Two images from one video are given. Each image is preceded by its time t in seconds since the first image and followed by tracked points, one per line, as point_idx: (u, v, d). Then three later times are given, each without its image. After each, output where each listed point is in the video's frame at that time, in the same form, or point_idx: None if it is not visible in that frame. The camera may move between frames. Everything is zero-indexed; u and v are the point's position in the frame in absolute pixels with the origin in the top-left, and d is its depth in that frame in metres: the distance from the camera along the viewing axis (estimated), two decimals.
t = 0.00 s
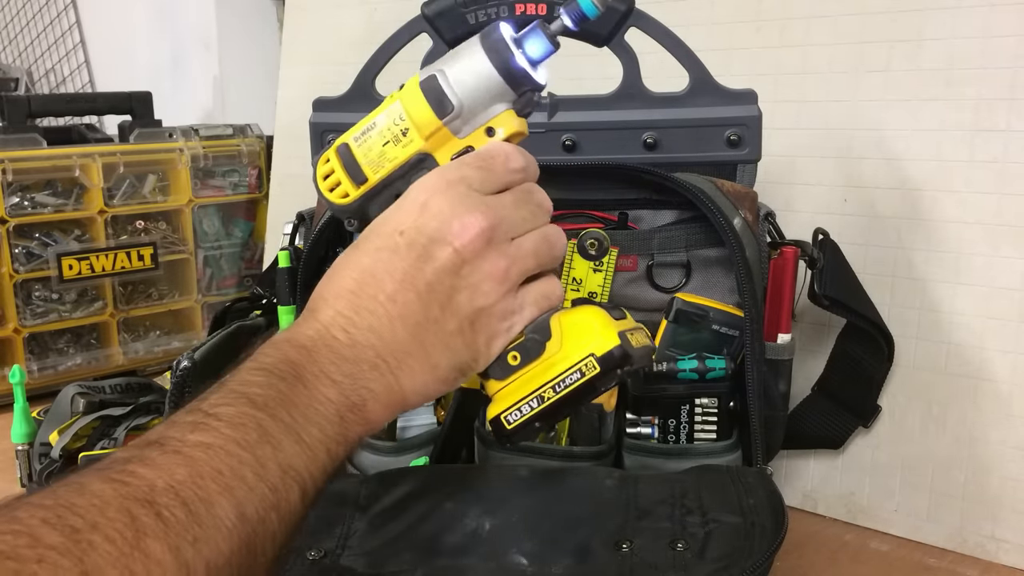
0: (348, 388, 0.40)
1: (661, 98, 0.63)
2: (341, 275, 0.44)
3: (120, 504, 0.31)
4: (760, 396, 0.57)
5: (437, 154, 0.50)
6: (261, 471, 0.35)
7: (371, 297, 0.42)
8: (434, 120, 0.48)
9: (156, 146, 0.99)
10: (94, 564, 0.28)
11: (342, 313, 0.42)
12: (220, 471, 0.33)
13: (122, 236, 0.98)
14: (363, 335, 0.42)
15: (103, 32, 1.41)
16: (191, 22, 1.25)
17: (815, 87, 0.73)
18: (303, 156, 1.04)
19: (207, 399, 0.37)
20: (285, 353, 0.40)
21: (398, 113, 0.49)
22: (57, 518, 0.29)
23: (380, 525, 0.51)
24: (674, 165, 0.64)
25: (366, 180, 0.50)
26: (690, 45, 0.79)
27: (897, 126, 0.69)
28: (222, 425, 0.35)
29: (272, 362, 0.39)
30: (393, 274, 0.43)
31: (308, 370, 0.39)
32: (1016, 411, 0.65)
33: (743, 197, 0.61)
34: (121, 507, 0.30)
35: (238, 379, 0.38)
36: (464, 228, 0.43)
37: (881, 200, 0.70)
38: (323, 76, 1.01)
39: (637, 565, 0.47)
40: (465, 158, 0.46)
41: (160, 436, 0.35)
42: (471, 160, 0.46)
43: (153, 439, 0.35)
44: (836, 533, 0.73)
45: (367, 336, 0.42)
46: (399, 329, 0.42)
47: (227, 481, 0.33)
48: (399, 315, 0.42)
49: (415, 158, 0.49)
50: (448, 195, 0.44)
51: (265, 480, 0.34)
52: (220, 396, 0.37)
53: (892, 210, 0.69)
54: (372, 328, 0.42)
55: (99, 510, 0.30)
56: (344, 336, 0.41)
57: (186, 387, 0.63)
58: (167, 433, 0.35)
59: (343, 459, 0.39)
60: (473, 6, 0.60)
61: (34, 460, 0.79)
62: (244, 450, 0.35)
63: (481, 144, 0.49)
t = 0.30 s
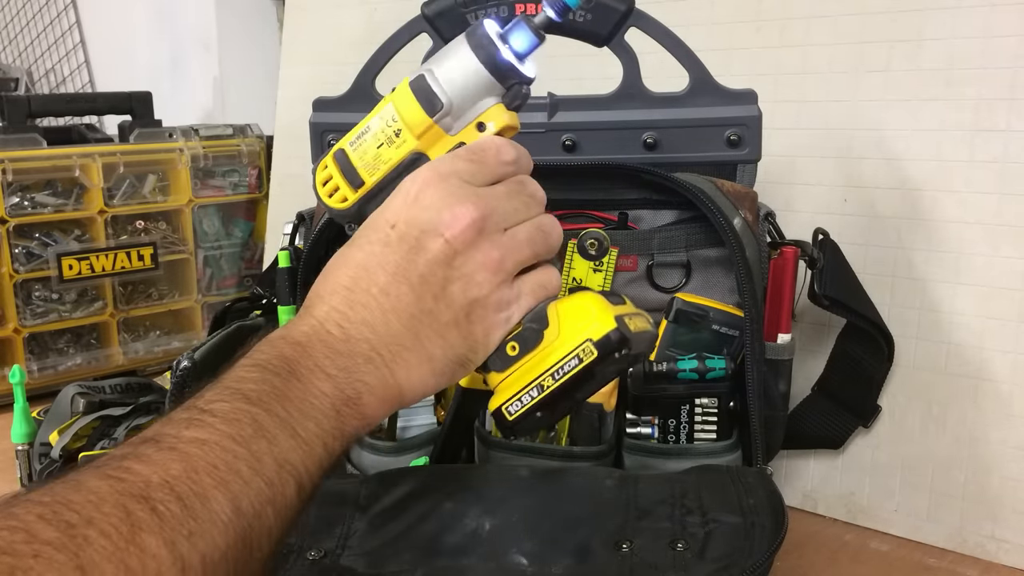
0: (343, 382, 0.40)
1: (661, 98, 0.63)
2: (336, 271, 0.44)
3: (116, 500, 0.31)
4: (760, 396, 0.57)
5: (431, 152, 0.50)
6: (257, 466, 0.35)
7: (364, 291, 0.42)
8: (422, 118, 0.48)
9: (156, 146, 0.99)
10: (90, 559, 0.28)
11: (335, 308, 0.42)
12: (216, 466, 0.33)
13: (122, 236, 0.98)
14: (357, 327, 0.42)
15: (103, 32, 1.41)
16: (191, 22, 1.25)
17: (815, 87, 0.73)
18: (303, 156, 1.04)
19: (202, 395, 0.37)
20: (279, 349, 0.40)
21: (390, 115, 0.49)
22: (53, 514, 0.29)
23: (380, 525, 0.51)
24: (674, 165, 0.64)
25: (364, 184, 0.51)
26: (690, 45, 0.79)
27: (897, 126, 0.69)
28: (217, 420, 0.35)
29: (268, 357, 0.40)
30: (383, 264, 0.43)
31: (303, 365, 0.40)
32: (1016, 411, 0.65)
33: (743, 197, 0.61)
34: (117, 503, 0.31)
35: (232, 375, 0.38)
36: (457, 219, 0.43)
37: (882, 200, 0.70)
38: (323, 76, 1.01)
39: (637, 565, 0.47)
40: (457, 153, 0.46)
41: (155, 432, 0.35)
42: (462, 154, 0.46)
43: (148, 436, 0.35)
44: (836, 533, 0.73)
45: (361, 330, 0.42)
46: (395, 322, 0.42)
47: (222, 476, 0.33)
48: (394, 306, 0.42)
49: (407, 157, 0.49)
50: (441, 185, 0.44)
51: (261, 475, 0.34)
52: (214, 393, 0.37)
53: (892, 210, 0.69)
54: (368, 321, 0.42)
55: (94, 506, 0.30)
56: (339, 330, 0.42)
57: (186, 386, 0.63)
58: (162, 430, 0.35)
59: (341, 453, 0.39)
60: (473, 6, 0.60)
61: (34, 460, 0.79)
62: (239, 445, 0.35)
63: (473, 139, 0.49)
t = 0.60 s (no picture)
0: (335, 377, 0.40)
1: (661, 98, 0.63)
2: (327, 259, 0.43)
3: (100, 498, 0.31)
4: (760, 396, 0.57)
5: (415, 138, 0.49)
6: (246, 464, 0.35)
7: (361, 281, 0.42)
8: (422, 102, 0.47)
9: (156, 146, 0.99)
10: (73, 560, 0.29)
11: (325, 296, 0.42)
12: (204, 465, 0.33)
13: (122, 236, 0.98)
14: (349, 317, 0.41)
15: (103, 32, 1.41)
16: (191, 22, 1.25)
17: (816, 87, 0.73)
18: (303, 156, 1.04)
19: (192, 389, 0.37)
20: (269, 342, 0.40)
21: (378, 93, 0.47)
22: (35, 514, 0.29)
23: (380, 525, 0.51)
24: (675, 165, 0.64)
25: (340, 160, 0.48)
26: (690, 45, 0.79)
27: (897, 126, 0.69)
28: (205, 417, 0.35)
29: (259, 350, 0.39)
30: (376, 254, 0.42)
31: (294, 358, 0.39)
32: (1016, 411, 0.65)
33: (742, 197, 0.61)
34: (102, 501, 0.31)
35: (220, 371, 0.38)
36: (456, 211, 0.43)
37: (881, 200, 0.70)
38: (323, 76, 1.01)
39: (637, 565, 0.47)
40: (452, 145, 0.45)
41: (143, 429, 0.35)
42: (457, 146, 0.45)
43: (137, 432, 0.35)
44: (836, 533, 0.73)
45: (355, 321, 0.41)
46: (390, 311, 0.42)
47: (210, 475, 0.33)
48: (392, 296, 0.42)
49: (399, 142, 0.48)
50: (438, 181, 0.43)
51: (251, 473, 0.34)
52: (204, 388, 0.37)
53: (892, 210, 0.69)
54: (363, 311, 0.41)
55: (78, 504, 0.30)
56: (333, 320, 0.41)
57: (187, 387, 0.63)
58: (151, 427, 0.35)
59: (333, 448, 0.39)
60: (473, 6, 0.60)
61: (34, 460, 0.79)
62: (227, 443, 0.35)
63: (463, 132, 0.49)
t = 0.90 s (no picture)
0: (371, 436, 0.32)
1: (660, 98, 0.63)
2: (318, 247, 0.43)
3: (140, 530, 0.25)
4: (760, 396, 0.57)
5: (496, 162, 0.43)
6: (282, 511, 0.29)
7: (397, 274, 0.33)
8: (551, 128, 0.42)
9: (156, 146, 0.99)
10: None
11: (360, 293, 0.32)
12: (244, 513, 0.28)
13: (122, 235, 0.98)
14: (384, 333, 0.32)
15: (103, 32, 1.41)
16: (191, 22, 1.25)
17: (815, 87, 0.73)
18: (303, 156, 1.04)
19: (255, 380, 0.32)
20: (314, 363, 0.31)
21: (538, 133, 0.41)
22: (70, 541, 0.25)
23: (380, 525, 0.51)
24: (675, 165, 0.64)
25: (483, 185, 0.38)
26: (690, 45, 0.79)
27: (897, 126, 0.69)
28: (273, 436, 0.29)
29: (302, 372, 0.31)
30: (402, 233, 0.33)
31: (335, 406, 0.30)
32: (1016, 411, 0.65)
33: (742, 197, 0.62)
34: (141, 534, 0.25)
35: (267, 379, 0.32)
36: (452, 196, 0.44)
37: (882, 200, 0.70)
38: (323, 76, 1.01)
39: (637, 565, 0.47)
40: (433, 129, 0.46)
41: (199, 423, 0.30)
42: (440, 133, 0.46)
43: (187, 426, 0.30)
44: (836, 533, 0.73)
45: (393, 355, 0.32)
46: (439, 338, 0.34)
47: (256, 511, 0.28)
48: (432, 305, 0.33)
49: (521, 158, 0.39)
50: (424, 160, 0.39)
51: (278, 526, 0.29)
52: (277, 375, 0.32)
53: (892, 210, 0.69)
54: (412, 335, 0.33)
55: (114, 535, 0.25)
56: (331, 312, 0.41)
57: (186, 387, 0.63)
58: (209, 420, 0.30)
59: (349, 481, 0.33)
60: (473, 6, 0.60)
61: (34, 460, 0.79)
62: (267, 489, 0.28)
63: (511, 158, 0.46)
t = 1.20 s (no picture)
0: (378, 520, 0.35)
1: (661, 98, 0.63)
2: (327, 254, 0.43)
3: None
4: (760, 396, 0.57)
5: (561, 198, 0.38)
6: None
7: (485, 330, 0.37)
8: (657, 222, 0.35)
9: (156, 146, 0.99)
10: None
11: (435, 373, 0.36)
12: None
13: (122, 236, 0.98)
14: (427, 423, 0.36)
15: (103, 32, 1.41)
16: (191, 22, 1.25)
17: (815, 87, 0.73)
18: (304, 156, 1.04)
19: (310, 440, 0.34)
20: (371, 445, 0.34)
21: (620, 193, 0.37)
22: None
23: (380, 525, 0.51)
24: (675, 165, 0.64)
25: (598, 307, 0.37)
26: (690, 45, 0.79)
27: (897, 126, 0.69)
28: (324, 520, 0.32)
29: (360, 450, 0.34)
30: (495, 291, 0.37)
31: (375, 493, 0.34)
32: (1015, 411, 0.65)
33: (742, 197, 0.62)
34: None
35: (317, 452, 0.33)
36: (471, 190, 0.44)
37: (882, 200, 0.70)
38: (324, 76, 1.01)
39: (637, 565, 0.47)
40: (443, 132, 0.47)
41: (257, 486, 0.31)
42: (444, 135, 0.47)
43: (244, 484, 0.31)
44: (836, 533, 0.73)
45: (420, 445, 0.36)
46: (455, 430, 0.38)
47: None
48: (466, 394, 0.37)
49: (621, 300, 0.35)
50: (517, 162, 0.35)
51: None
52: (324, 447, 0.34)
53: (892, 210, 0.70)
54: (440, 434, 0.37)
55: None
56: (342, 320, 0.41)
57: (186, 387, 0.63)
58: (268, 487, 0.31)
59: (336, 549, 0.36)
60: (473, 6, 0.60)
61: (34, 460, 0.78)
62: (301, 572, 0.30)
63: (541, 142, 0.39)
